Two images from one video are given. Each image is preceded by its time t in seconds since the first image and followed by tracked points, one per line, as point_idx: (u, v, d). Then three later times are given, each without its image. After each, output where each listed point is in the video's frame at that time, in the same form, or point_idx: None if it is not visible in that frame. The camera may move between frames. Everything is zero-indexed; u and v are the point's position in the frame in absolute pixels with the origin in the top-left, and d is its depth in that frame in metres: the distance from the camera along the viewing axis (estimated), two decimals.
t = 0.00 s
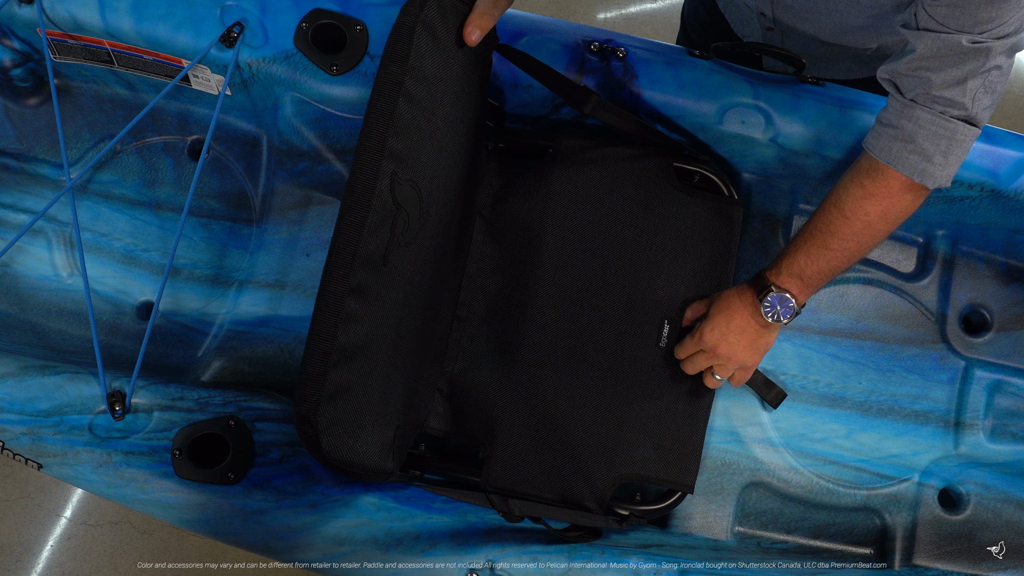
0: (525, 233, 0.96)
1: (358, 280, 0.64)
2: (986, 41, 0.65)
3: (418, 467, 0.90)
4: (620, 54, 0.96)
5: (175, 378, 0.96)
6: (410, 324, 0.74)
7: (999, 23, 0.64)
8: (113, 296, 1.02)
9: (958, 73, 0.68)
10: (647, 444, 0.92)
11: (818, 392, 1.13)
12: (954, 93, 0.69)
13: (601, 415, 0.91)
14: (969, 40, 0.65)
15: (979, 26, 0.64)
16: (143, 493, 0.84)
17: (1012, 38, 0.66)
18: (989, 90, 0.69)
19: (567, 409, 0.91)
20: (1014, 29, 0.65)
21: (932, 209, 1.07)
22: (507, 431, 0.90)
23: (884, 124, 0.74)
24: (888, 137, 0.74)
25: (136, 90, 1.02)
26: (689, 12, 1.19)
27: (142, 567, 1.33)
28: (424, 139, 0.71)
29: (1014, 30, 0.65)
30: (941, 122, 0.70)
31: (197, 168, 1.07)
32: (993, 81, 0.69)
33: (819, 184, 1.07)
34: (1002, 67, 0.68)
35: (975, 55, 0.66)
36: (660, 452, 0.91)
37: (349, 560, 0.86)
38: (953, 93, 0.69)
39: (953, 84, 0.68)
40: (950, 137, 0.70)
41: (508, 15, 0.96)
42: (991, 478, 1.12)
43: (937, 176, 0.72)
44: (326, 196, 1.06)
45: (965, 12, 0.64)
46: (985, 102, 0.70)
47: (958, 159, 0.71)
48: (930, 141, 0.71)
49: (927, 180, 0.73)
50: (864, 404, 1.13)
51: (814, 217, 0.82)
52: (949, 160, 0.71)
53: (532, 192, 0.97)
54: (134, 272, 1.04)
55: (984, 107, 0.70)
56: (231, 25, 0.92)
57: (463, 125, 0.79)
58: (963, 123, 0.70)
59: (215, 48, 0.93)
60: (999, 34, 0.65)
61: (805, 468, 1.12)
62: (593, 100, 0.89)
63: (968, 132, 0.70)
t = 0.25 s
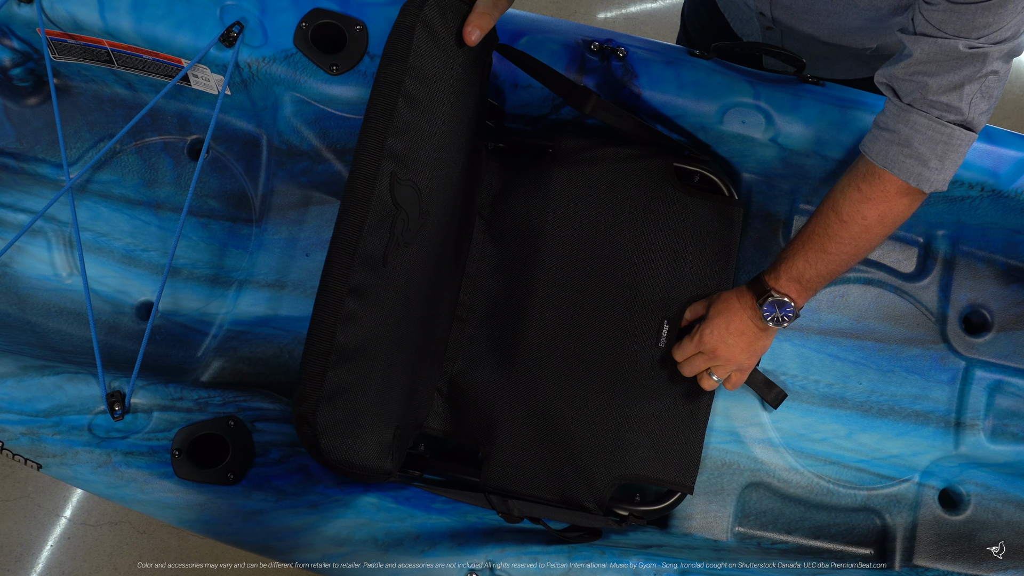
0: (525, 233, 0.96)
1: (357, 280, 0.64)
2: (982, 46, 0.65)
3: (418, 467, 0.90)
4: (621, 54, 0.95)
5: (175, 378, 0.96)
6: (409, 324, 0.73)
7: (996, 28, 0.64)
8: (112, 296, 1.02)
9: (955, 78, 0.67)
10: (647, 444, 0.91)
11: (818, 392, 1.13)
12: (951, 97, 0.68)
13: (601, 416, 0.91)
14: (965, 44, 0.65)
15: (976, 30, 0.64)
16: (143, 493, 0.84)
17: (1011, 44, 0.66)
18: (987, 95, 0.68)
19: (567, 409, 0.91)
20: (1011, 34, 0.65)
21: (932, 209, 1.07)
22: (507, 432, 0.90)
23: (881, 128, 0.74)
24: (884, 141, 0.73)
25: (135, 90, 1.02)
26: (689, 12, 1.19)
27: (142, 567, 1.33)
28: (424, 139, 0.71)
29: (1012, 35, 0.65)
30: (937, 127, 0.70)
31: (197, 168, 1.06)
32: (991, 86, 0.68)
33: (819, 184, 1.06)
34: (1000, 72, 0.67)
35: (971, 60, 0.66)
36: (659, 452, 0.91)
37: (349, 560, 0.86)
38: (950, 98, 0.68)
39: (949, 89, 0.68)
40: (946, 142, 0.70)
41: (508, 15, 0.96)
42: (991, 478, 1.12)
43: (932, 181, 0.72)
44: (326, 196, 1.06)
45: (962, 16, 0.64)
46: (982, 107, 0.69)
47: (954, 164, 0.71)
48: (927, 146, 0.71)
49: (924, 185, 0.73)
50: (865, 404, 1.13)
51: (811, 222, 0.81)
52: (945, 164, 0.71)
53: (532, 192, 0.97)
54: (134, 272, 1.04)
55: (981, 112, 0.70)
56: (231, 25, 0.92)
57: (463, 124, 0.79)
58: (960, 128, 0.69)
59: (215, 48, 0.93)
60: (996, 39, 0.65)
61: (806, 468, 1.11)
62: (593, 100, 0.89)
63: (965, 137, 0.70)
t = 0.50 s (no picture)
0: (525, 234, 0.96)
1: (356, 280, 0.63)
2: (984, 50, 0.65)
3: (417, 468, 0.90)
4: (621, 54, 0.95)
5: (174, 378, 0.95)
6: (408, 324, 0.73)
7: (998, 32, 0.64)
8: (112, 296, 1.02)
9: (957, 82, 0.67)
10: (646, 445, 0.91)
11: (819, 392, 1.13)
12: (952, 102, 0.68)
13: (601, 416, 0.91)
14: (967, 49, 0.65)
15: (978, 35, 0.64)
16: (142, 493, 0.84)
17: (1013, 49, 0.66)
18: (989, 100, 0.68)
19: (567, 409, 0.91)
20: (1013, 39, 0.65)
21: (933, 209, 1.07)
22: (506, 432, 0.89)
23: (883, 132, 0.74)
24: (886, 145, 0.73)
25: (135, 90, 1.01)
26: (689, 12, 1.18)
27: (142, 567, 1.33)
28: (423, 139, 0.70)
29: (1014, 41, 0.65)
30: (939, 132, 0.69)
31: (196, 168, 1.06)
32: (993, 90, 0.68)
33: (820, 184, 1.06)
34: (1002, 77, 0.67)
35: (972, 64, 0.66)
36: (659, 452, 0.91)
37: (349, 561, 0.86)
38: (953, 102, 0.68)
39: (951, 93, 0.68)
40: (949, 147, 0.70)
41: (508, 14, 0.96)
42: (992, 479, 1.12)
43: (936, 185, 0.71)
44: (326, 196, 1.05)
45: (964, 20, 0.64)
46: (984, 111, 0.69)
47: (956, 168, 0.71)
48: (930, 150, 0.70)
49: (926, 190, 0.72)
50: (866, 404, 1.13)
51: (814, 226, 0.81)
52: (948, 168, 0.71)
53: (533, 192, 0.97)
54: (133, 272, 1.03)
55: (983, 117, 0.69)
56: (230, 24, 0.92)
57: (462, 124, 0.79)
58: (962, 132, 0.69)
59: (214, 48, 0.93)
60: (998, 44, 0.65)
61: (806, 469, 1.11)
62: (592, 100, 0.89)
63: (968, 142, 0.70)
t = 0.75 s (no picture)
0: (525, 234, 0.96)
1: (355, 281, 0.63)
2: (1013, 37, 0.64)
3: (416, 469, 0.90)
4: (621, 54, 0.95)
5: (173, 379, 0.95)
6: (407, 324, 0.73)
7: None
8: (112, 296, 1.02)
9: (991, 70, 0.66)
10: (646, 446, 0.91)
11: (819, 393, 1.13)
12: (989, 88, 0.67)
13: (600, 417, 0.91)
14: (998, 38, 0.64)
15: (1006, 23, 0.63)
16: (141, 494, 0.84)
17: None
18: None
19: (566, 410, 0.90)
20: None
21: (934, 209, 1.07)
22: (506, 433, 0.89)
23: (921, 120, 0.72)
24: (929, 134, 0.72)
25: (134, 90, 1.01)
26: (688, 13, 1.18)
27: (142, 567, 1.32)
28: (422, 139, 0.70)
29: None
30: (982, 115, 0.68)
31: (196, 168, 1.06)
32: None
33: (820, 184, 1.06)
34: None
35: (1003, 52, 0.65)
36: (659, 453, 0.91)
37: (349, 562, 0.86)
38: (991, 89, 0.67)
39: (987, 80, 0.67)
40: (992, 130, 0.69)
41: (508, 14, 0.96)
42: (993, 479, 1.12)
43: (981, 166, 0.71)
44: (326, 196, 1.05)
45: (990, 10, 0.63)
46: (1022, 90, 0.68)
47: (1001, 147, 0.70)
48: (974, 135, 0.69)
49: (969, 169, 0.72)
50: (867, 405, 1.13)
51: (855, 204, 0.79)
52: (993, 148, 0.70)
53: (533, 193, 0.97)
54: (133, 272, 1.03)
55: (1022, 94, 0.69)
56: (230, 24, 0.92)
57: (462, 124, 0.79)
58: (1003, 113, 0.68)
59: (214, 48, 0.93)
60: None
61: (807, 470, 1.11)
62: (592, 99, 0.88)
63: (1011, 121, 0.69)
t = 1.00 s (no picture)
0: (525, 235, 0.96)
1: (357, 281, 0.63)
2: None
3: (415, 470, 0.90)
4: (621, 54, 0.95)
5: (173, 379, 0.95)
6: (408, 324, 0.73)
7: None
8: (111, 296, 1.02)
9: None
10: (646, 447, 0.91)
11: (820, 393, 1.13)
12: None
13: (600, 418, 0.90)
14: None
15: None
16: (141, 494, 0.84)
17: None
18: None
19: (566, 411, 0.90)
20: None
21: (934, 210, 1.07)
22: (506, 434, 0.89)
23: (976, 58, 0.72)
24: (987, 72, 0.72)
25: (133, 90, 1.01)
26: (686, 15, 1.18)
27: (142, 567, 1.32)
28: (424, 139, 0.70)
29: None
30: None
31: (195, 167, 1.06)
32: None
33: (820, 184, 1.06)
34: None
35: None
36: (658, 454, 0.90)
37: (349, 562, 0.86)
38: None
39: None
40: None
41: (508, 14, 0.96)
42: (993, 480, 1.12)
43: None
44: (326, 196, 1.05)
45: None
46: None
47: None
48: None
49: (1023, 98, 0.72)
50: (867, 405, 1.13)
51: (910, 130, 0.82)
52: None
53: (533, 193, 0.96)
54: (132, 272, 1.03)
55: None
56: (229, 24, 0.92)
57: (463, 125, 0.79)
58: None
59: (213, 48, 0.93)
60: None
61: (807, 470, 1.11)
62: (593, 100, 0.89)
63: None
